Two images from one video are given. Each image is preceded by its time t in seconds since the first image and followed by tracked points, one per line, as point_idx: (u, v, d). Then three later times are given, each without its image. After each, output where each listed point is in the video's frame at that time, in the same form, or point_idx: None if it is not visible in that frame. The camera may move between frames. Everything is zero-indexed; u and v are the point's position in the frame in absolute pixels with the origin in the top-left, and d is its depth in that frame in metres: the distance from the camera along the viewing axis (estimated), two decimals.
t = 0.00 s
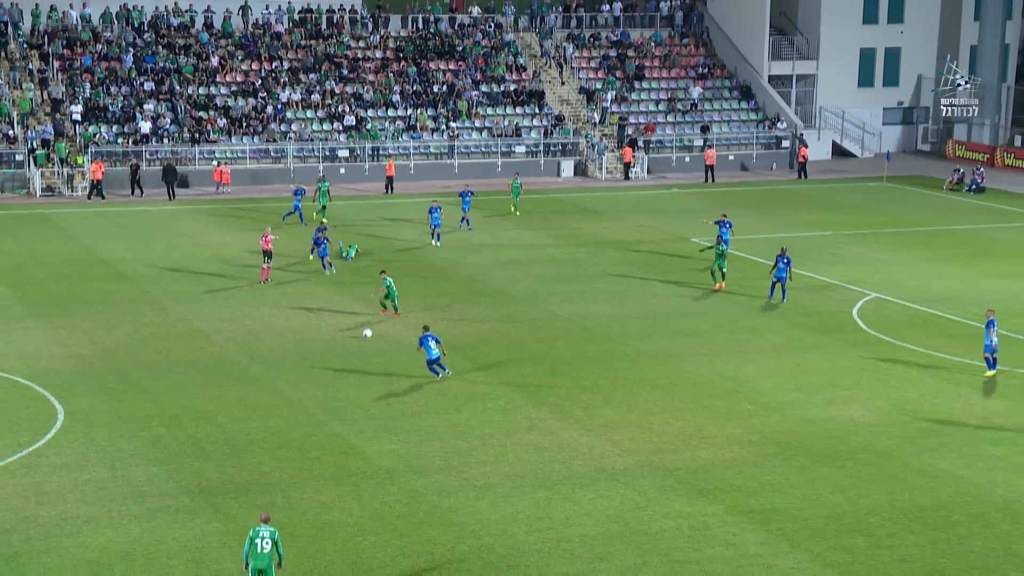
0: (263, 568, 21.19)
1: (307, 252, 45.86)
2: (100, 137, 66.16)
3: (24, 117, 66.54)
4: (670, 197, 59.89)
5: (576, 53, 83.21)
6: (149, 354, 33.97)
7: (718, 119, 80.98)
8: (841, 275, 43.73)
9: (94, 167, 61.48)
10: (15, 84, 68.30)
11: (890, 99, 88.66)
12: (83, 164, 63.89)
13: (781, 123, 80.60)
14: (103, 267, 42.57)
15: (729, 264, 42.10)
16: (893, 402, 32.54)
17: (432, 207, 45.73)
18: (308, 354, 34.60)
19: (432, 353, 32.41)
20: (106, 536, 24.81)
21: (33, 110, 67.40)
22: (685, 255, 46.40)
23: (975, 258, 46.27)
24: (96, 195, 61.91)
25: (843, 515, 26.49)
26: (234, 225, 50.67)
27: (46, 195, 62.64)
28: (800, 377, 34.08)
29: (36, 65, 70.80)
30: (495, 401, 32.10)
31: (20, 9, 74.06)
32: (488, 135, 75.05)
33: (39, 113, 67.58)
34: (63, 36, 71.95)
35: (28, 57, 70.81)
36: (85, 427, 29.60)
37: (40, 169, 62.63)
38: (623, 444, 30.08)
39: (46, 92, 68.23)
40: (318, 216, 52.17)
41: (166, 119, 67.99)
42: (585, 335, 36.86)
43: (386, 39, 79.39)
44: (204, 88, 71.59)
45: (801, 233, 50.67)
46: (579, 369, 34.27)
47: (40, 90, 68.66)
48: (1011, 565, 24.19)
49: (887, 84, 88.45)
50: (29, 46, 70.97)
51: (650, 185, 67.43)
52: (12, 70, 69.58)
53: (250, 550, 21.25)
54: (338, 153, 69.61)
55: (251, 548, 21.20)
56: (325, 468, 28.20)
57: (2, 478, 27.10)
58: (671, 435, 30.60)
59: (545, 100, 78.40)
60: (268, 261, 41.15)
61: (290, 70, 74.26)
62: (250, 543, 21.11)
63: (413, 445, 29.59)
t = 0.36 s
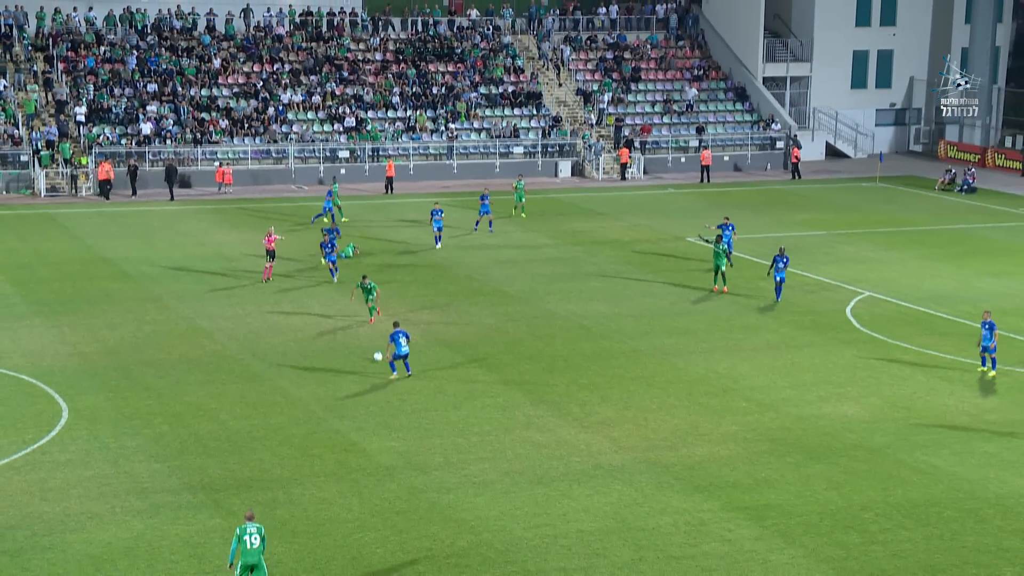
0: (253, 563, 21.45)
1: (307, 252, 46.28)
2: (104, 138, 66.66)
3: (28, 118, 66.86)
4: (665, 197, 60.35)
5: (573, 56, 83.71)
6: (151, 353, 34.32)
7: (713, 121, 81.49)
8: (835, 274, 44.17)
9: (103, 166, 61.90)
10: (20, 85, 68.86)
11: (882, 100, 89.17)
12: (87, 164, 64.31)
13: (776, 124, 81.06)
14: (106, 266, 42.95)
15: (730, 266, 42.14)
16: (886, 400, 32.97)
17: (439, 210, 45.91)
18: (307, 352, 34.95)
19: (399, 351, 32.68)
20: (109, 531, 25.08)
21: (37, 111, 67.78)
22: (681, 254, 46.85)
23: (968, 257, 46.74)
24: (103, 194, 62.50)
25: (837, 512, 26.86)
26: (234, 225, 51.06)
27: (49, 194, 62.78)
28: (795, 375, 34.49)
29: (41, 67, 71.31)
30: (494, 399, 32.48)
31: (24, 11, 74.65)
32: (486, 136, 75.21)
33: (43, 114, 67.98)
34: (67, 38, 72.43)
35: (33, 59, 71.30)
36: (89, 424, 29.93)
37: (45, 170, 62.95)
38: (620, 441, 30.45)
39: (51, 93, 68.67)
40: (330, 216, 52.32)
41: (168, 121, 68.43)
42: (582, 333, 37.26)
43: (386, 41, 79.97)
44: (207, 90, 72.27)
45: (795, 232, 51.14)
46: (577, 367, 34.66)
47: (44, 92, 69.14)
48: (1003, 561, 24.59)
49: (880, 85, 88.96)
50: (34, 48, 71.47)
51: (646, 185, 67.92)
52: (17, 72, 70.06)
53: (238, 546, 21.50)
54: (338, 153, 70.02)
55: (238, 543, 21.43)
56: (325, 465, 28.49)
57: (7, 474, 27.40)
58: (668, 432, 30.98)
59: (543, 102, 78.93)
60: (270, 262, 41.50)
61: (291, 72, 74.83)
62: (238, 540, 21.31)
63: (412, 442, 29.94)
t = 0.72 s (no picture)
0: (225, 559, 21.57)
1: (309, 252, 46.33)
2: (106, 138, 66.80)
3: (31, 118, 66.98)
4: (667, 198, 60.33)
5: (575, 56, 83.76)
6: (152, 354, 34.29)
7: (715, 120, 81.53)
8: (836, 274, 44.17)
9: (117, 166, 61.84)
10: (22, 85, 69.01)
11: (884, 101, 89.21)
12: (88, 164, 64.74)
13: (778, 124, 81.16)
14: (109, 265, 43.01)
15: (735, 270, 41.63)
16: (889, 400, 32.96)
17: (438, 214, 45.52)
18: (309, 353, 34.93)
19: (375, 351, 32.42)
20: (111, 530, 25.06)
21: (40, 111, 67.94)
22: (682, 254, 46.87)
23: (969, 257, 46.74)
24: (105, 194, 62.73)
25: (839, 512, 26.85)
26: (236, 225, 51.09)
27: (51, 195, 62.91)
28: (796, 376, 34.46)
29: (44, 67, 71.44)
30: (494, 399, 32.47)
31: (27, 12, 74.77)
32: (488, 136, 75.30)
33: (45, 115, 68.10)
34: (69, 38, 72.59)
35: (36, 59, 71.41)
36: (91, 424, 29.93)
37: (47, 169, 63.20)
38: (622, 441, 30.44)
39: (53, 93, 68.77)
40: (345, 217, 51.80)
41: (171, 121, 68.51)
42: (584, 333, 37.26)
43: (388, 42, 80.05)
44: (209, 90, 72.34)
45: (797, 233, 51.14)
46: (578, 368, 34.63)
47: (47, 92, 69.22)
48: (1006, 561, 24.58)
49: (882, 85, 88.99)
50: (37, 48, 71.55)
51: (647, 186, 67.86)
52: (20, 72, 70.17)
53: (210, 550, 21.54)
54: (340, 154, 70.00)
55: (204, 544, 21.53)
56: (327, 464, 28.48)
57: (11, 474, 27.39)
58: (670, 432, 30.97)
59: (544, 102, 79.00)
60: (275, 262, 41.51)
61: (293, 73, 74.95)
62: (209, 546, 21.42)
63: (414, 442, 29.92)
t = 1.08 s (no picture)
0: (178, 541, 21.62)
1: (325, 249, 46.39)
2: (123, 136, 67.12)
3: (48, 117, 67.38)
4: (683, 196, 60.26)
5: (590, 54, 83.81)
6: (169, 351, 34.36)
7: (731, 119, 81.47)
8: (853, 272, 44.07)
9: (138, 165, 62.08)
10: (39, 83, 69.30)
11: (901, 99, 89.09)
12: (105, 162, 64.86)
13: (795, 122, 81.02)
14: (126, 262, 43.14)
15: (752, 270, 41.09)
16: (906, 399, 32.86)
17: (449, 211, 45.27)
18: (326, 351, 34.96)
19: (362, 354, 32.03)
20: (129, 527, 25.08)
21: (57, 109, 68.27)
22: (698, 252, 46.81)
23: (987, 255, 46.57)
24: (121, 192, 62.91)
25: (856, 510, 26.76)
26: (253, 223, 51.20)
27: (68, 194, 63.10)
28: (813, 374, 34.37)
29: (61, 65, 71.74)
30: (510, 397, 32.45)
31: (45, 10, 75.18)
32: (504, 134, 75.49)
33: (63, 113, 68.43)
34: (86, 37, 72.89)
35: (53, 57, 71.70)
36: (109, 421, 29.98)
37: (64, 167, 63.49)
38: (639, 439, 30.39)
39: (70, 91, 69.04)
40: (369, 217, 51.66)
41: (187, 118, 68.78)
42: (600, 332, 37.23)
43: (404, 39, 80.15)
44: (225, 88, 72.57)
45: (813, 231, 51.04)
46: (595, 366, 34.59)
47: (64, 90, 69.45)
48: None
49: (899, 83, 88.86)
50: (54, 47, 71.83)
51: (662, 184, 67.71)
52: (37, 70, 70.48)
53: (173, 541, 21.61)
54: (356, 152, 70.11)
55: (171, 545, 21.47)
56: (344, 462, 28.50)
57: (29, 471, 27.46)
58: (686, 430, 30.91)
59: (560, 100, 79.06)
60: (298, 259, 41.70)
61: (309, 70, 75.14)
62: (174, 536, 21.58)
63: (431, 439, 29.91)
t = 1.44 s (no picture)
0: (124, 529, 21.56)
1: (356, 244, 46.25)
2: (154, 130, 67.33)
3: (79, 110, 67.66)
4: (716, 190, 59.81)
5: (622, 47, 83.41)
6: (200, 346, 34.28)
7: (765, 112, 80.99)
8: (889, 268, 43.56)
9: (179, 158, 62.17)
10: (70, 76, 69.50)
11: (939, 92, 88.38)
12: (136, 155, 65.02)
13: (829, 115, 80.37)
14: (158, 256, 43.17)
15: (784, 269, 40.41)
16: (943, 396, 32.40)
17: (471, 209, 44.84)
18: (356, 347, 34.81)
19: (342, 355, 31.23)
20: (158, 522, 24.98)
21: (88, 103, 68.53)
22: (731, 247, 46.41)
23: None
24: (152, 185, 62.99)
25: (892, 509, 26.37)
26: (284, 217, 51.16)
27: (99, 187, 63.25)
28: (848, 371, 33.95)
29: (92, 58, 71.96)
30: (542, 393, 32.19)
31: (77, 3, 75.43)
32: (536, 128, 74.97)
33: (94, 106, 68.70)
34: (117, 30, 73.09)
35: (84, 50, 71.92)
36: (139, 416, 29.92)
37: (95, 161, 63.68)
38: (671, 436, 30.07)
39: (101, 85, 69.20)
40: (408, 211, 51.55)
41: (218, 112, 68.82)
42: (632, 328, 36.92)
43: (435, 33, 79.96)
44: (256, 81, 72.76)
45: (848, 226, 50.52)
46: (626, 362, 34.29)
47: (95, 83, 69.62)
48: None
49: (937, 77, 88.07)
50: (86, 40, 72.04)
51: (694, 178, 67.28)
52: (69, 63, 70.74)
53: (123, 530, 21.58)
54: (387, 145, 70.10)
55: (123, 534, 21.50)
56: (374, 458, 28.32)
57: (60, 465, 27.41)
58: (720, 427, 30.57)
59: (592, 93, 78.67)
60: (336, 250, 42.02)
61: (340, 63, 75.06)
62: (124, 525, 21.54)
63: (461, 436, 29.69)
